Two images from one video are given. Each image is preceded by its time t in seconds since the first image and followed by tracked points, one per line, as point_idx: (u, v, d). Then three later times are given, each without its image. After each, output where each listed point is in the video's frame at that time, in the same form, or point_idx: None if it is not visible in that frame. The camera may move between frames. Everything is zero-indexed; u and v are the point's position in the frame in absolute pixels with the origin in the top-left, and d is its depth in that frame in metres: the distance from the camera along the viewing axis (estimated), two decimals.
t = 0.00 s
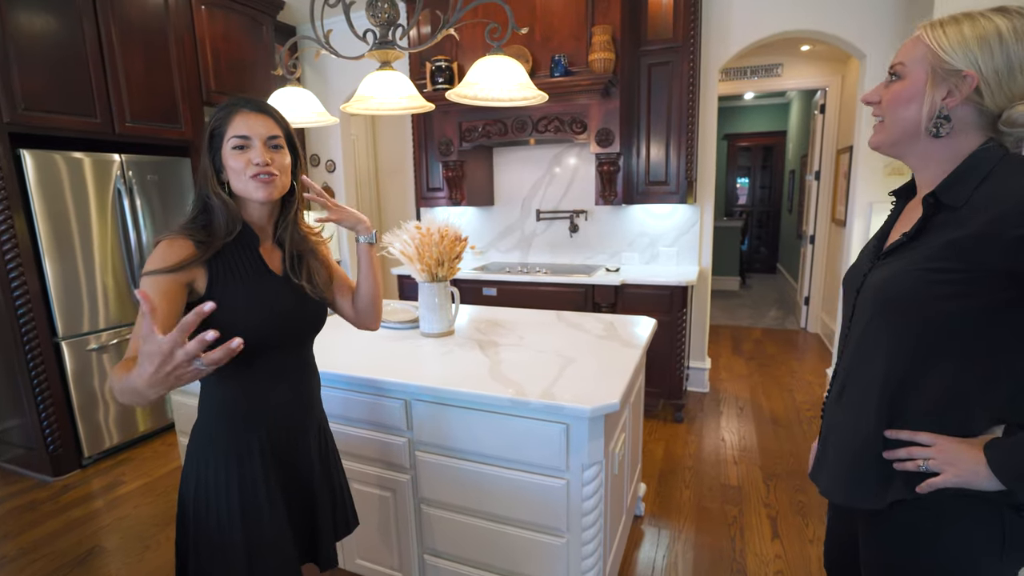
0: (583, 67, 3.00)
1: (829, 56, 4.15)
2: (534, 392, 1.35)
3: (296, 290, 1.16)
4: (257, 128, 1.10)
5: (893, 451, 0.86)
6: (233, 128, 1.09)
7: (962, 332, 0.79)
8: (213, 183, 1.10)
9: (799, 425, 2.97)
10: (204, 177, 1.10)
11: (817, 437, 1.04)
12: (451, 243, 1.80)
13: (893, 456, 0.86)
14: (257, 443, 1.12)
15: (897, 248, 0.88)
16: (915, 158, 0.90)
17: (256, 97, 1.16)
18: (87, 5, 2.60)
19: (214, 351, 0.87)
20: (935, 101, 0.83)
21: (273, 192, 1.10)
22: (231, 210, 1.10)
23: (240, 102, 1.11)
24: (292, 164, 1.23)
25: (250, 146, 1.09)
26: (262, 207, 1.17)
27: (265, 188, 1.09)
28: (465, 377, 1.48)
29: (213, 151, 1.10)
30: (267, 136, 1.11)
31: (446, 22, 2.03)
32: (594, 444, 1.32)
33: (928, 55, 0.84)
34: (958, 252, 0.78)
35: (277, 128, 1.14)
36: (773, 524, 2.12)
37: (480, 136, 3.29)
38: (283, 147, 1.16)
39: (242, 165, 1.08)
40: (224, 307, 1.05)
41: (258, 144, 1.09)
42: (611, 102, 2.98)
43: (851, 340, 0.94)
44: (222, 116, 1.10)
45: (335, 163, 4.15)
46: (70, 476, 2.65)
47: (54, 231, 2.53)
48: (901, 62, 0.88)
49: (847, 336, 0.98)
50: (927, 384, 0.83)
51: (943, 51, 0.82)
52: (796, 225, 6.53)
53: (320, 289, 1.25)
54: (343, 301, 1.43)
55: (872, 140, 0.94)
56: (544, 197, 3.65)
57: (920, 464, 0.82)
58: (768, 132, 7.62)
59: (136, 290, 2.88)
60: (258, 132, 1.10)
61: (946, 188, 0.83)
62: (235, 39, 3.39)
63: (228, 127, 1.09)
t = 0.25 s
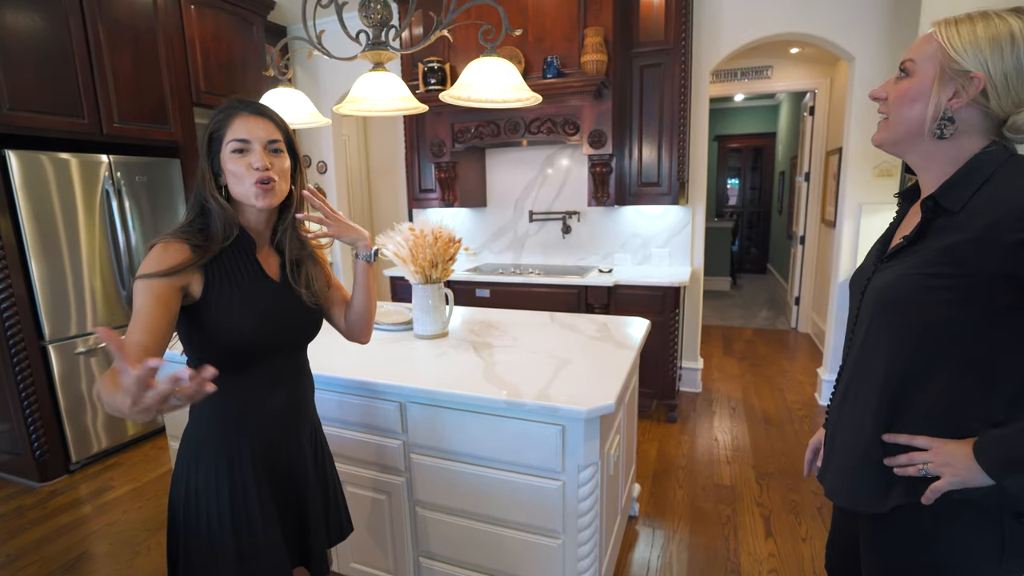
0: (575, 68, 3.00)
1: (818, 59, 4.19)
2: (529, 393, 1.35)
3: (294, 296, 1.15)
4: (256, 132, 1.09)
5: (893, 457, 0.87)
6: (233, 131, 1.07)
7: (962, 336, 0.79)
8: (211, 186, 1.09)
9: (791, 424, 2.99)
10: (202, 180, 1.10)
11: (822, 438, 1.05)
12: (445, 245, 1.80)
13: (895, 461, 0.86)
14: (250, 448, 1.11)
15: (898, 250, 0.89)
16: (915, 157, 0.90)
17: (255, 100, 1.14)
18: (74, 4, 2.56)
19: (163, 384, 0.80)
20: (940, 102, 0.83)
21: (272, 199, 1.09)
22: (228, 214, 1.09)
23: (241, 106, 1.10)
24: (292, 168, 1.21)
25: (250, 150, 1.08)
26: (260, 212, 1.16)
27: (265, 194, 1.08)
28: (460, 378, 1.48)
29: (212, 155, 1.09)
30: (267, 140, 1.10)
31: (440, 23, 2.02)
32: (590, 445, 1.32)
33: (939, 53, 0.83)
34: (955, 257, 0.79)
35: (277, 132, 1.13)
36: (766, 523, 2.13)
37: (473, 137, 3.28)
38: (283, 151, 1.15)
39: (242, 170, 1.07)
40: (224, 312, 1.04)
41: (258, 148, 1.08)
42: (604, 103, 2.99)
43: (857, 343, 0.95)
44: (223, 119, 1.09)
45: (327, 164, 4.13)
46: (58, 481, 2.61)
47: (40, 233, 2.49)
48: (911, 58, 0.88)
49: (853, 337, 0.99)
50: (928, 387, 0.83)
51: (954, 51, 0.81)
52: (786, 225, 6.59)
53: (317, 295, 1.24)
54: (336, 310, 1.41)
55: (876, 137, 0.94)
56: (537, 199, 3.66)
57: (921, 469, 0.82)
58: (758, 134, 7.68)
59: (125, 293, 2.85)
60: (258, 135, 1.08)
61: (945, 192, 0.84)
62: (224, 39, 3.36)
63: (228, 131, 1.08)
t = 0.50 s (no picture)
0: (571, 69, 3.00)
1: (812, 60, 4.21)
2: (529, 394, 1.34)
3: (286, 295, 1.14)
4: (269, 126, 1.09)
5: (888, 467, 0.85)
6: (245, 121, 1.06)
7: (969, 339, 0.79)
8: (211, 173, 1.06)
9: (787, 424, 3.00)
10: (203, 165, 1.05)
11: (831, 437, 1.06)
12: (443, 245, 1.79)
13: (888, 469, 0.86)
14: (248, 449, 1.10)
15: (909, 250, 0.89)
16: (933, 157, 0.90)
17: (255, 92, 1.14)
18: (65, 3, 2.54)
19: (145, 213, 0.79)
20: (954, 101, 0.83)
21: (279, 192, 1.10)
22: (223, 205, 1.07)
23: (250, 98, 1.10)
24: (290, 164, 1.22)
25: (261, 142, 1.07)
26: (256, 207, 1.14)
27: (275, 186, 1.08)
28: (458, 379, 1.47)
29: (215, 141, 1.05)
30: (276, 134, 1.10)
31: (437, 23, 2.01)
32: (590, 445, 1.32)
33: (952, 52, 0.82)
34: (962, 259, 0.79)
35: (283, 127, 1.13)
36: (764, 523, 2.13)
37: (468, 137, 3.27)
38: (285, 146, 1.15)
39: (252, 161, 1.06)
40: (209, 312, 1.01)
41: (271, 141, 1.09)
42: (600, 104, 2.99)
43: (867, 342, 0.95)
44: (230, 107, 1.07)
45: (321, 165, 4.11)
46: (49, 486, 2.58)
47: (31, 234, 2.46)
48: (925, 59, 0.87)
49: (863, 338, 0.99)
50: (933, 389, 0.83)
51: (969, 49, 0.80)
52: (780, 226, 6.62)
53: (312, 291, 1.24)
54: (344, 305, 1.41)
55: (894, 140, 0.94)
56: (533, 199, 3.65)
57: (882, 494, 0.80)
58: (752, 135, 7.72)
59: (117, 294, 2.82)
60: (271, 128, 1.09)
61: (959, 192, 0.84)
62: (218, 39, 3.34)
63: (237, 120, 1.06)
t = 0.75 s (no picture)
0: (572, 70, 3.00)
1: (811, 61, 4.22)
2: (535, 395, 1.34)
3: (288, 297, 1.12)
4: (282, 130, 1.10)
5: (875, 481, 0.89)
6: (263, 126, 1.06)
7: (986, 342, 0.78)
8: (227, 170, 1.01)
9: (788, 424, 3.01)
10: (219, 162, 1.00)
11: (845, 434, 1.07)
12: (447, 246, 1.78)
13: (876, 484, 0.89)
14: (257, 450, 1.09)
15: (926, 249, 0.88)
16: (956, 158, 0.89)
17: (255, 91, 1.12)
18: (64, 4, 2.52)
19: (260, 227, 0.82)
20: (974, 100, 0.82)
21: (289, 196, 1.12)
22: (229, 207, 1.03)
23: (264, 100, 1.09)
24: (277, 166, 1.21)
25: (279, 148, 1.09)
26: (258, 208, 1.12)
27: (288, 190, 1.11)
28: (463, 380, 1.46)
29: (234, 139, 1.01)
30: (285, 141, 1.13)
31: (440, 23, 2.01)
32: (597, 446, 1.31)
33: (965, 55, 0.82)
34: (981, 262, 0.78)
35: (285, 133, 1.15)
36: (767, 522, 2.13)
37: (469, 138, 3.27)
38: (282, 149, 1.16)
39: (270, 166, 1.06)
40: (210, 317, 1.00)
41: (285, 147, 1.11)
42: (601, 104, 2.99)
43: (882, 341, 0.94)
44: (249, 108, 1.05)
45: (321, 165, 4.10)
46: (48, 488, 2.57)
47: (29, 235, 2.45)
48: (938, 64, 0.87)
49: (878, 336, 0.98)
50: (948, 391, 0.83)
51: (978, 50, 0.80)
52: (779, 226, 6.64)
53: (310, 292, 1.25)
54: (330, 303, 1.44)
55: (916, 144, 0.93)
56: (533, 200, 3.65)
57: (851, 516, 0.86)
58: (750, 135, 7.74)
59: (116, 296, 2.80)
60: (284, 134, 1.11)
61: (986, 192, 0.82)
62: (217, 39, 3.33)
63: (258, 123, 1.05)
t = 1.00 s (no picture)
0: (576, 69, 3.00)
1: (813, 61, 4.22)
2: (547, 394, 1.34)
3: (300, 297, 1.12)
4: (297, 132, 1.10)
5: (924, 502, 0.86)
6: (279, 126, 1.05)
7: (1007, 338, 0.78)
8: (242, 173, 1.01)
9: (793, 423, 3.01)
10: (236, 166, 1.00)
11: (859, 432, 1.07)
12: (454, 245, 1.78)
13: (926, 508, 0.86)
14: (269, 450, 1.08)
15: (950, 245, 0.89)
16: (986, 157, 0.89)
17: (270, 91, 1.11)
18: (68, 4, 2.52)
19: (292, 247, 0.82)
20: (999, 98, 0.82)
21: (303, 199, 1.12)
22: (246, 209, 1.03)
23: (278, 101, 1.08)
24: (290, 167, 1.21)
25: (295, 150, 1.08)
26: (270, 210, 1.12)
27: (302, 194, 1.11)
28: (472, 380, 1.46)
29: (250, 141, 1.01)
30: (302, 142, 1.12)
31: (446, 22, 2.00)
32: (608, 445, 1.31)
33: (983, 55, 0.83)
34: (1005, 258, 0.78)
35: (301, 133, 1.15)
36: (775, 522, 2.13)
37: (473, 138, 3.26)
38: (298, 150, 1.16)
39: (286, 168, 1.06)
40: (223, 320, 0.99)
41: (300, 149, 1.10)
42: (605, 104, 2.98)
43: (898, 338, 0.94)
44: (264, 110, 1.04)
45: (323, 166, 4.10)
46: (53, 489, 2.56)
47: (33, 236, 2.44)
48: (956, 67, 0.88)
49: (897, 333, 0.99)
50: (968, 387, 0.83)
51: (994, 49, 0.80)
52: (780, 226, 6.64)
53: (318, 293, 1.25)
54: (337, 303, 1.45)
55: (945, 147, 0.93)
56: (537, 200, 3.64)
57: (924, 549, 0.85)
58: (751, 135, 7.74)
59: (120, 297, 2.79)
60: (299, 136, 1.10)
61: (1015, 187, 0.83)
62: (220, 39, 3.32)
63: (273, 125, 1.04)
